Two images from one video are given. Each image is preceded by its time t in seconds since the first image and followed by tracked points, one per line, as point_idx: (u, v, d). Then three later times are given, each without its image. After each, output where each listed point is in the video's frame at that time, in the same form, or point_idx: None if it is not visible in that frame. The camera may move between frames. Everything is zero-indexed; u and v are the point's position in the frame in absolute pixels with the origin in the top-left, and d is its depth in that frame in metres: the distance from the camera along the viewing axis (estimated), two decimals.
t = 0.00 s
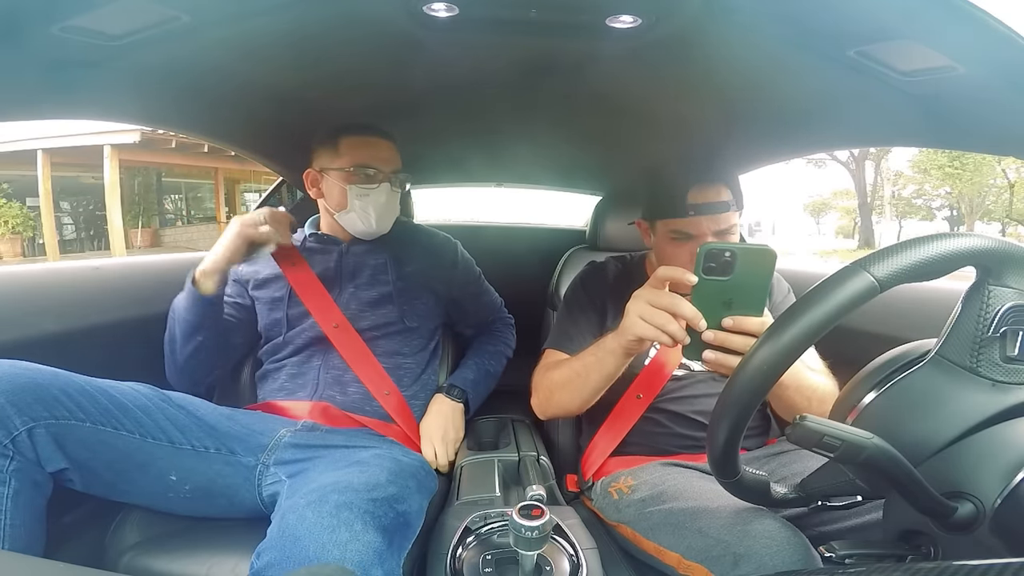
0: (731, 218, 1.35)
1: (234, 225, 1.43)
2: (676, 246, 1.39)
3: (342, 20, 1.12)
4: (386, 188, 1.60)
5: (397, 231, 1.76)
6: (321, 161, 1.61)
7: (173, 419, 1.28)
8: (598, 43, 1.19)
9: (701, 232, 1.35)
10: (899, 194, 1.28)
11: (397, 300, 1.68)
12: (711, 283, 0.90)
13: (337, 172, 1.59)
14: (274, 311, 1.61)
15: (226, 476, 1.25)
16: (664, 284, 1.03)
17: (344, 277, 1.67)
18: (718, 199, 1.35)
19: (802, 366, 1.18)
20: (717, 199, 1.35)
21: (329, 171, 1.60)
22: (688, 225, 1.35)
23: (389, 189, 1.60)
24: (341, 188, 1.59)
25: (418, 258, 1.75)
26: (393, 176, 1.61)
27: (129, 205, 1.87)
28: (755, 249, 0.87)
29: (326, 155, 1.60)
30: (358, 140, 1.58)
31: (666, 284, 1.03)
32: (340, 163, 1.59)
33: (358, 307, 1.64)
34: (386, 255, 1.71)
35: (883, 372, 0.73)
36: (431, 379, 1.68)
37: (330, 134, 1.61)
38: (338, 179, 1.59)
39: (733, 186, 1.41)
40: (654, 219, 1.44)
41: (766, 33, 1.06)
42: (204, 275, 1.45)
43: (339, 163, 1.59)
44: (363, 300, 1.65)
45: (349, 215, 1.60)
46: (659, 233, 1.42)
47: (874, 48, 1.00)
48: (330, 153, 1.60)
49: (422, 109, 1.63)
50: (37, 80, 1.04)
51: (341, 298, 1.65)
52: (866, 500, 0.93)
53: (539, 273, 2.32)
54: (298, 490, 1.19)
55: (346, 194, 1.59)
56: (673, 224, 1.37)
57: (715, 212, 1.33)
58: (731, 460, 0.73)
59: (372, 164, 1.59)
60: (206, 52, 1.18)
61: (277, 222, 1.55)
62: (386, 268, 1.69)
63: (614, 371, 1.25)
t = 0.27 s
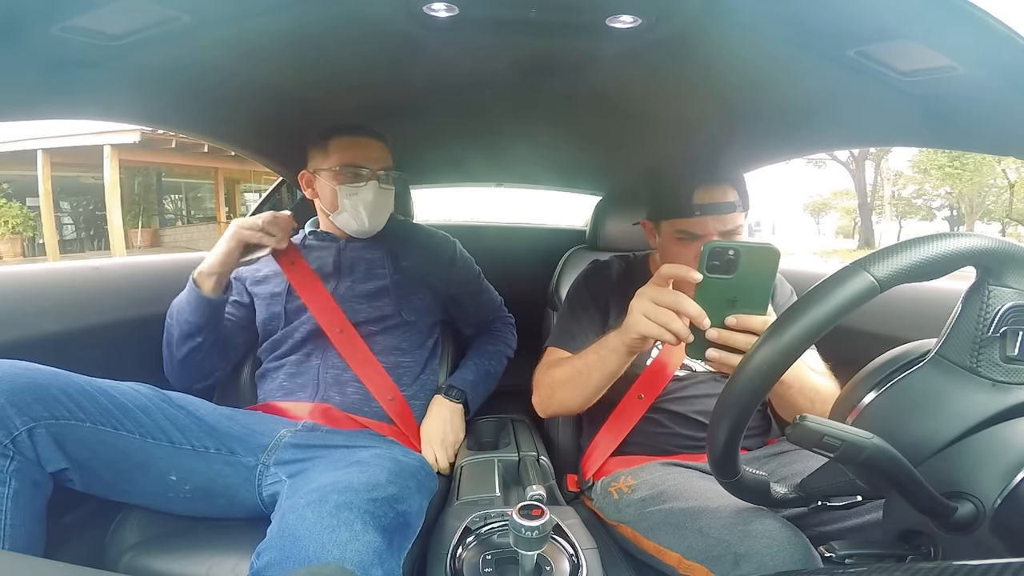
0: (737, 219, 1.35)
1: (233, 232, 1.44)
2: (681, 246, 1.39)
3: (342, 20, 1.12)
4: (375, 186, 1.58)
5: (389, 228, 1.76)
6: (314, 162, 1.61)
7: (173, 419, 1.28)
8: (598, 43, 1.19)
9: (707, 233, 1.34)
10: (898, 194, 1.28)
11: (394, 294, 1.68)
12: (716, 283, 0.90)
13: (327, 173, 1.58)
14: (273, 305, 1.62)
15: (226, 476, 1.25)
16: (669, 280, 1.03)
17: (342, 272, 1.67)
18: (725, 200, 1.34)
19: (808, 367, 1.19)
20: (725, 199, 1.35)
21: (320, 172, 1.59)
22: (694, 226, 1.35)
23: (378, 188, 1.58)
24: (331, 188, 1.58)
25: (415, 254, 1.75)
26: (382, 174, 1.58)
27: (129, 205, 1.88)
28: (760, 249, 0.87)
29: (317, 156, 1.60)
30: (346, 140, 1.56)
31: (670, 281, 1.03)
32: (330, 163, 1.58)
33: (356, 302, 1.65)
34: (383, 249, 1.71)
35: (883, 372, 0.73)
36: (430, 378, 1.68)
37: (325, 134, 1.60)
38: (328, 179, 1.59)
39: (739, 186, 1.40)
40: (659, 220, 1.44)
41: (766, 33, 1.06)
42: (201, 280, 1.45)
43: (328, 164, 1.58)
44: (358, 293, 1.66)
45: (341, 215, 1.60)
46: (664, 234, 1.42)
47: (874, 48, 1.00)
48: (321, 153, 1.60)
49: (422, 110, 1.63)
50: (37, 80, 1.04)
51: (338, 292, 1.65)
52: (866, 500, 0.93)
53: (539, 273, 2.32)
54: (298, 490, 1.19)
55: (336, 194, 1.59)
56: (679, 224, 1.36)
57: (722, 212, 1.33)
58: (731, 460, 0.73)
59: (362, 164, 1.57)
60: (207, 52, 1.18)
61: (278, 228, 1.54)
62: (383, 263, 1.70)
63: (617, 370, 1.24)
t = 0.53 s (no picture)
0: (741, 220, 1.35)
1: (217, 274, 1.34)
2: (685, 247, 1.39)
3: (342, 20, 1.12)
4: (342, 184, 1.55)
5: (390, 225, 1.76)
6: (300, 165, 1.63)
7: (175, 419, 1.28)
8: (598, 43, 1.19)
9: (711, 233, 1.34)
10: (898, 194, 1.28)
11: (393, 290, 1.68)
12: (721, 284, 0.90)
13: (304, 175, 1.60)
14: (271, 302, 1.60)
15: (227, 476, 1.25)
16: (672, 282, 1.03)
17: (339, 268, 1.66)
18: (728, 201, 1.34)
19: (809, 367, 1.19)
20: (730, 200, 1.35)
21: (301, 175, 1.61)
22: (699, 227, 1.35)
23: (345, 185, 1.56)
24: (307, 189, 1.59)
25: (412, 252, 1.75)
26: (348, 171, 1.55)
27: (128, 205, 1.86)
28: (765, 250, 0.88)
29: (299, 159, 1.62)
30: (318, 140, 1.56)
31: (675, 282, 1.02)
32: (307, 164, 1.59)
33: (354, 297, 1.63)
34: (382, 247, 1.71)
35: (883, 372, 0.73)
36: (428, 377, 1.69)
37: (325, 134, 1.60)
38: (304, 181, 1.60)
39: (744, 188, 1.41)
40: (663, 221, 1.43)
41: (766, 32, 1.06)
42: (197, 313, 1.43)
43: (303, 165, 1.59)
44: (357, 290, 1.64)
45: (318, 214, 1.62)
46: (668, 235, 1.42)
47: (874, 48, 1.00)
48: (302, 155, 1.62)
49: (422, 110, 1.63)
50: (37, 80, 1.04)
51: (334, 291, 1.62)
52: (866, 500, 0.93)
53: (539, 273, 2.32)
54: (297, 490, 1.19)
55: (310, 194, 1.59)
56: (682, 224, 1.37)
57: (727, 213, 1.33)
58: (731, 460, 0.73)
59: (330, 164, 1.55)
60: (207, 52, 1.18)
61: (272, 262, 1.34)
62: (382, 260, 1.69)
63: (619, 372, 1.24)
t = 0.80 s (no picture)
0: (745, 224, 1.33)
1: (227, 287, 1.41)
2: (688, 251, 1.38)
3: (342, 20, 1.12)
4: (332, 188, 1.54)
5: (389, 224, 1.74)
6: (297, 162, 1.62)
7: (178, 419, 1.27)
8: (598, 43, 1.19)
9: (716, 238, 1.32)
10: (899, 193, 1.28)
11: (392, 286, 1.67)
12: (718, 284, 0.91)
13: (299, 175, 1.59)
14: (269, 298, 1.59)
15: (229, 476, 1.26)
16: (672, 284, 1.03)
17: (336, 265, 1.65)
18: (732, 204, 1.32)
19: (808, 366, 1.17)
20: (733, 204, 1.33)
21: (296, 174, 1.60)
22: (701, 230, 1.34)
23: (335, 189, 1.54)
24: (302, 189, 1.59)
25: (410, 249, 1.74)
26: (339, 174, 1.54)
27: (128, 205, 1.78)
28: (765, 251, 0.87)
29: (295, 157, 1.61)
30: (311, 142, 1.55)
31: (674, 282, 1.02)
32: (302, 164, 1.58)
33: (352, 294, 1.62)
34: (380, 245, 1.70)
35: (883, 372, 0.73)
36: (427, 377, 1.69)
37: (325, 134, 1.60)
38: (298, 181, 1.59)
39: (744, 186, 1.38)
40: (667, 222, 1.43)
41: (766, 32, 1.06)
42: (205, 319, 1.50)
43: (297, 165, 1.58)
44: (355, 286, 1.63)
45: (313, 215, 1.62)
46: (671, 238, 1.41)
47: (875, 48, 1.00)
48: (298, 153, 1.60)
49: (422, 110, 1.63)
50: (37, 80, 1.04)
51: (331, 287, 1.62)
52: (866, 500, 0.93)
53: (539, 273, 2.32)
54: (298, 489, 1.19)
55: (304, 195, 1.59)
56: (687, 228, 1.35)
57: (731, 216, 1.31)
58: (731, 460, 0.73)
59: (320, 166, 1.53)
60: (207, 52, 1.18)
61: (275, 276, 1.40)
62: (380, 257, 1.69)
63: (621, 376, 1.25)
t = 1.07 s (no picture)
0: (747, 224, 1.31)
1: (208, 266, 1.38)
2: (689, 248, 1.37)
3: (342, 20, 1.12)
4: (319, 181, 1.57)
5: (386, 224, 1.76)
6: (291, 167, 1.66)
7: (182, 416, 1.27)
8: (598, 43, 1.19)
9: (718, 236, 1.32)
10: (899, 194, 1.28)
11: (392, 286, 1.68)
12: (716, 282, 0.91)
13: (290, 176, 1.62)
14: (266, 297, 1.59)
15: (234, 474, 1.26)
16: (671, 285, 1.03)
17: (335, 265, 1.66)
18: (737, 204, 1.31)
19: (803, 364, 1.18)
20: (738, 204, 1.32)
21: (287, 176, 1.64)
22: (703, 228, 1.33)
23: (321, 182, 1.57)
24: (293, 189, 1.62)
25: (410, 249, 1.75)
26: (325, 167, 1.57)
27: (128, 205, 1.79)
28: (761, 248, 0.87)
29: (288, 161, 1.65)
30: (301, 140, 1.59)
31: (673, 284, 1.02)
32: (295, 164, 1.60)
33: (351, 295, 1.63)
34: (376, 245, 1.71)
35: (884, 372, 0.73)
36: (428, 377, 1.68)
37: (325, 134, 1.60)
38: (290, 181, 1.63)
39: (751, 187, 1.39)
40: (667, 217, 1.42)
41: (766, 32, 1.06)
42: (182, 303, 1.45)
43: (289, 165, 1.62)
44: (355, 286, 1.64)
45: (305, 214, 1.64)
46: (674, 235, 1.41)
47: (875, 48, 1.00)
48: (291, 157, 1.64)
49: (423, 110, 1.63)
50: (37, 80, 1.04)
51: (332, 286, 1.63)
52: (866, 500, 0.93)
53: (539, 273, 2.32)
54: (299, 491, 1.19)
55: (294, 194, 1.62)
56: (688, 224, 1.35)
57: (735, 216, 1.30)
58: (732, 460, 0.73)
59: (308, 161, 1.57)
60: (207, 52, 1.18)
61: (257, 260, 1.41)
62: (378, 257, 1.69)
63: (623, 381, 1.25)
